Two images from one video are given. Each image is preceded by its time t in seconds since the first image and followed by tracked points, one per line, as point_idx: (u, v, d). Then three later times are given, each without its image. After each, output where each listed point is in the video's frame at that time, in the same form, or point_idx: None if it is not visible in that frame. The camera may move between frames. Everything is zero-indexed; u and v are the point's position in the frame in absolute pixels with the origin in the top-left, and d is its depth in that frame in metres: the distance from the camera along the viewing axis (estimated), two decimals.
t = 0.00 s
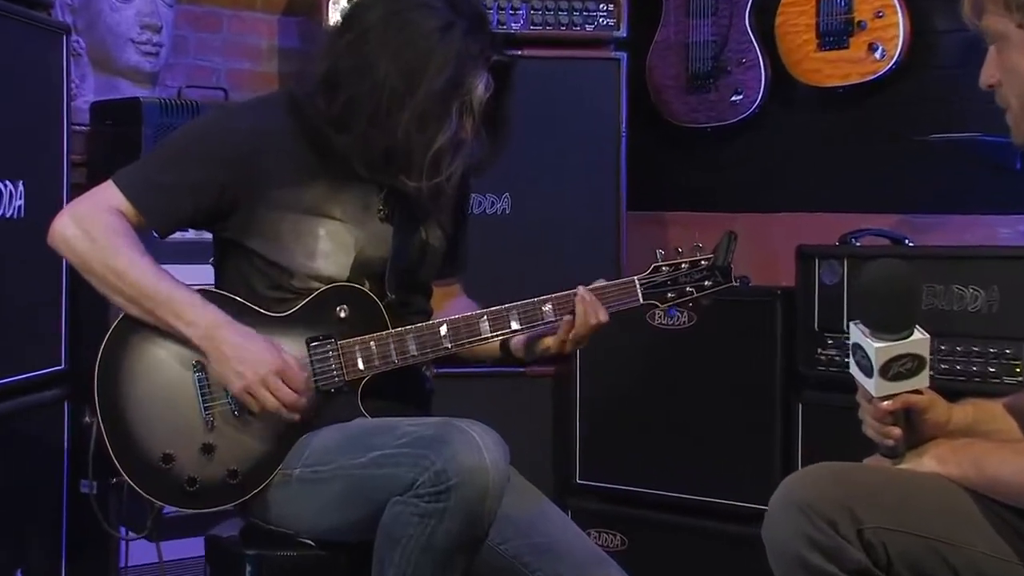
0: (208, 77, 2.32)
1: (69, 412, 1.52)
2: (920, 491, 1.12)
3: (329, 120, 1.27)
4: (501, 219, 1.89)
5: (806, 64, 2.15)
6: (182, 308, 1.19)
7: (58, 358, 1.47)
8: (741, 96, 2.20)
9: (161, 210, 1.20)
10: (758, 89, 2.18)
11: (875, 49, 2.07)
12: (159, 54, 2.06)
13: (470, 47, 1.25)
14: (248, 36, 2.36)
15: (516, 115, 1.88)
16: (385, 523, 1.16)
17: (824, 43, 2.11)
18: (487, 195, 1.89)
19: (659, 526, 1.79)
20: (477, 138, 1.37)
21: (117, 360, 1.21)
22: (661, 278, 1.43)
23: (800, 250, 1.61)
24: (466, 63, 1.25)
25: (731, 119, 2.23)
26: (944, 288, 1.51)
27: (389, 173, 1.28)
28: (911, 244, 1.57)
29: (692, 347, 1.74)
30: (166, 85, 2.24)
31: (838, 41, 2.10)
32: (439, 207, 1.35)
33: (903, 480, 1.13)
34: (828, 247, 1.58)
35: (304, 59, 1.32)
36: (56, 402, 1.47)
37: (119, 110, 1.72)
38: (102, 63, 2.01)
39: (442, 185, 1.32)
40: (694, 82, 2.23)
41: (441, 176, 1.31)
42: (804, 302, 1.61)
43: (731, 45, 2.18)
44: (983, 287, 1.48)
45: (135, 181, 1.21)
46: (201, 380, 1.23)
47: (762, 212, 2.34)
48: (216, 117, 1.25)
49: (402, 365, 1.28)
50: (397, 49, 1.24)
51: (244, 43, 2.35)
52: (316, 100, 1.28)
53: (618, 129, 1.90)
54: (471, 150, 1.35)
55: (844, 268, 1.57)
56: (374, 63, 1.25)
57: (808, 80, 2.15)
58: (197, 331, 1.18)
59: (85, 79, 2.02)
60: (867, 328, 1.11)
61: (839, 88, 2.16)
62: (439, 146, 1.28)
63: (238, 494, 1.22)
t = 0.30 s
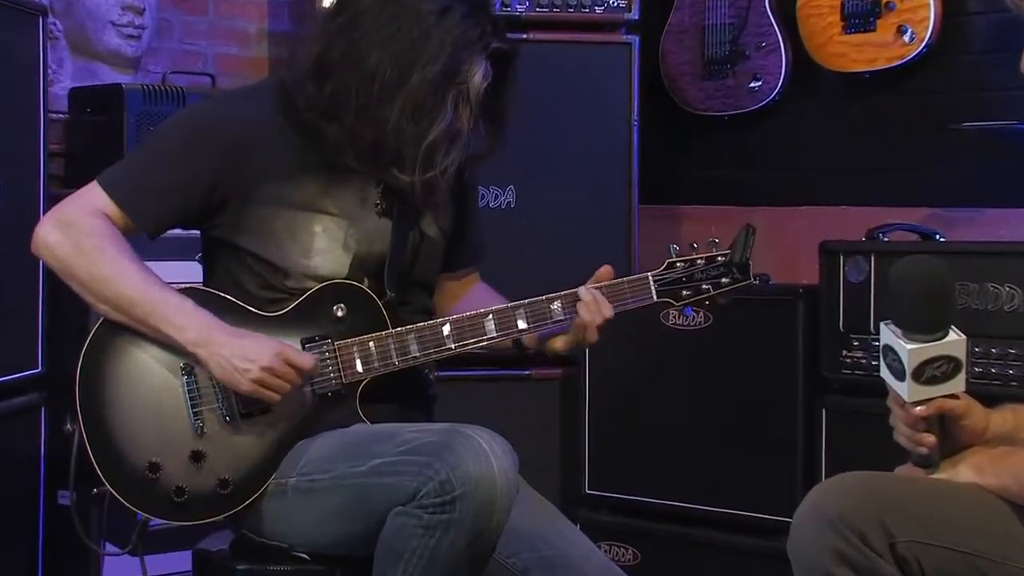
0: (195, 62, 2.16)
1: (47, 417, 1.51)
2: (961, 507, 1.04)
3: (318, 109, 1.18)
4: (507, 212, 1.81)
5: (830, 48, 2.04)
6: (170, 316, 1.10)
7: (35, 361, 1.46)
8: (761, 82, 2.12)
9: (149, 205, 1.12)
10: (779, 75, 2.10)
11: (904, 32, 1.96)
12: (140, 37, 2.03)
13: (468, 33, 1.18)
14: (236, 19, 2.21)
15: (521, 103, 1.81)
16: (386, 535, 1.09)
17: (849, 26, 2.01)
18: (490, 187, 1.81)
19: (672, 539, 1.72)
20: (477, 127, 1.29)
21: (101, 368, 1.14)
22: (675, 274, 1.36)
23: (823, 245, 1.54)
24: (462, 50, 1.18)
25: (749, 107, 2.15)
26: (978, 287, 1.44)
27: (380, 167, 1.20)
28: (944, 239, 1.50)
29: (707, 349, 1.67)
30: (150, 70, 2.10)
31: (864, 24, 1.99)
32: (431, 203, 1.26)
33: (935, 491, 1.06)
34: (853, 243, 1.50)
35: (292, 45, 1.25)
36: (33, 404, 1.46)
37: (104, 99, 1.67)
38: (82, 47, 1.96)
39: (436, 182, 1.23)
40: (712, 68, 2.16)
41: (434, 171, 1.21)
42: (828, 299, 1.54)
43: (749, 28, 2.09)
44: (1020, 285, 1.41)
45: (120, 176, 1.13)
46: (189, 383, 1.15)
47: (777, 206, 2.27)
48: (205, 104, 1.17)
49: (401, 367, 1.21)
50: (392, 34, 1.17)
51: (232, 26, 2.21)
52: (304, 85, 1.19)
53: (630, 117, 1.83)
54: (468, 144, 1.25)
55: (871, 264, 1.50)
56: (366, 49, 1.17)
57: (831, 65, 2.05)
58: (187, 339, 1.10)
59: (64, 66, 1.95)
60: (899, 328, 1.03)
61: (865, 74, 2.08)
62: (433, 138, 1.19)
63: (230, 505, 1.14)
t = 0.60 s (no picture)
0: (182, 47, 2.00)
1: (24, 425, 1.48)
2: (1004, 519, 0.96)
3: (312, 92, 1.11)
4: (512, 206, 1.74)
5: (859, 30, 1.93)
6: (160, 320, 1.03)
7: (11, 366, 1.44)
8: (784, 68, 2.02)
9: (137, 199, 1.05)
10: (804, 59, 2.00)
11: (939, 13, 1.84)
12: (123, 20, 1.90)
13: (468, 12, 1.11)
14: None
15: (527, 90, 1.74)
16: (387, 550, 1.02)
17: (879, 8, 1.89)
18: (496, 179, 1.74)
19: (689, 551, 1.65)
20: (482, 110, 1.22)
21: (87, 374, 1.07)
22: (696, 275, 1.24)
23: (851, 242, 1.47)
24: (461, 28, 1.11)
25: (771, 94, 2.05)
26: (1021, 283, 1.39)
27: (377, 155, 1.13)
28: (981, 235, 1.43)
29: (728, 352, 1.60)
30: (132, 55, 1.94)
31: (895, 5, 1.87)
32: (427, 191, 1.17)
33: (978, 504, 0.98)
34: (883, 238, 1.43)
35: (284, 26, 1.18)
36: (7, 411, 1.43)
37: (87, 86, 1.56)
38: (58, 29, 1.83)
39: (435, 171, 1.15)
40: (732, 54, 2.07)
41: (433, 159, 1.14)
42: (857, 299, 1.47)
43: (771, 11, 2.00)
44: None
45: (104, 169, 1.05)
46: (178, 389, 1.08)
47: (799, 199, 2.15)
48: (194, 91, 1.09)
49: (406, 371, 1.14)
50: (385, 13, 1.10)
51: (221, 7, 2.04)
52: (297, 69, 1.12)
53: (646, 103, 1.75)
54: (467, 130, 1.19)
55: (902, 260, 1.43)
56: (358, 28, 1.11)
57: (860, 49, 1.94)
58: (173, 350, 1.03)
59: (39, 47, 1.81)
60: (937, 330, 0.96)
61: (896, 59, 1.96)
62: (431, 124, 1.12)
63: (220, 518, 1.07)
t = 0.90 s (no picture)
0: (168, 29, 1.91)
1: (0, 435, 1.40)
2: None
3: (308, 80, 1.04)
4: (520, 198, 1.67)
5: (891, 12, 1.83)
6: (146, 330, 0.96)
7: None
8: (811, 51, 1.95)
9: (125, 190, 0.98)
10: (830, 40, 1.93)
11: None
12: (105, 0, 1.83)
13: None
14: None
15: (538, 77, 1.67)
16: (393, 565, 0.95)
17: None
18: (502, 170, 1.67)
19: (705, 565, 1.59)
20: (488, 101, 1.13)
21: (70, 379, 1.00)
22: (720, 270, 1.16)
23: (883, 237, 1.40)
24: (468, 14, 1.05)
25: (796, 79, 1.98)
26: None
27: (377, 149, 1.06)
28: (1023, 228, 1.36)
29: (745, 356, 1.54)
30: (115, 37, 1.85)
31: None
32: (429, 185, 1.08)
33: None
34: (918, 233, 1.37)
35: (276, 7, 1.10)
36: None
37: (65, 70, 1.49)
38: (36, 9, 1.76)
39: (436, 166, 1.07)
40: (753, 35, 1.99)
41: (435, 152, 1.06)
42: (889, 296, 1.41)
43: None
44: None
45: (90, 157, 0.98)
46: (168, 395, 1.01)
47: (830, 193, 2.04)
48: (185, 76, 1.02)
49: (409, 375, 1.07)
50: None
51: None
52: (293, 53, 1.05)
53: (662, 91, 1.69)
54: (474, 124, 1.12)
55: (939, 258, 1.36)
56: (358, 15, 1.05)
57: (892, 32, 1.84)
58: (162, 364, 0.96)
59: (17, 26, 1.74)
60: (983, 330, 0.89)
61: (930, 41, 1.87)
62: (434, 115, 1.05)
63: (213, 532, 1.00)
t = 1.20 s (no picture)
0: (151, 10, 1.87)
1: None
2: None
3: (304, 62, 0.98)
4: (530, 190, 1.61)
5: None
6: (137, 325, 0.90)
7: None
8: (841, 33, 1.82)
9: (111, 180, 0.92)
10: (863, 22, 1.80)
11: None
12: None
13: None
14: None
15: (553, 61, 1.62)
16: None
17: None
18: (511, 161, 1.61)
19: None
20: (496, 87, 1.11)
21: (53, 381, 0.93)
22: (748, 270, 1.10)
23: (920, 231, 1.34)
24: None
25: (824, 62, 1.85)
26: None
27: (379, 135, 1.00)
28: None
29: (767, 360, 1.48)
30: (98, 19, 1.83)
31: None
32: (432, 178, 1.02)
33: None
34: (959, 227, 1.30)
35: None
36: None
37: (42, 54, 1.36)
38: None
39: (439, 155, 1.01)
40: (779, 17, 1.85)
41: (437, 140, 1.00)
42: (926, 296, 1.35)
43: None
44: None
45: (74, 145, 0.91)
46: (157, 400, 0.94)
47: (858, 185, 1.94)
48: (174, 59, 0.96)
49: (416, 379, 1.00)
50: None
51: None
52: (289, 35, 1.00)
53: (681, 77, 1.62)
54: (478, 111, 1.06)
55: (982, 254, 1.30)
56: None
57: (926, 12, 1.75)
58: (154, 361, 0.90)
59: None
60: None
61: (969, 21, 1.77)
62: (437, 99, 0.99)
63: (205, 547, 0.93)
